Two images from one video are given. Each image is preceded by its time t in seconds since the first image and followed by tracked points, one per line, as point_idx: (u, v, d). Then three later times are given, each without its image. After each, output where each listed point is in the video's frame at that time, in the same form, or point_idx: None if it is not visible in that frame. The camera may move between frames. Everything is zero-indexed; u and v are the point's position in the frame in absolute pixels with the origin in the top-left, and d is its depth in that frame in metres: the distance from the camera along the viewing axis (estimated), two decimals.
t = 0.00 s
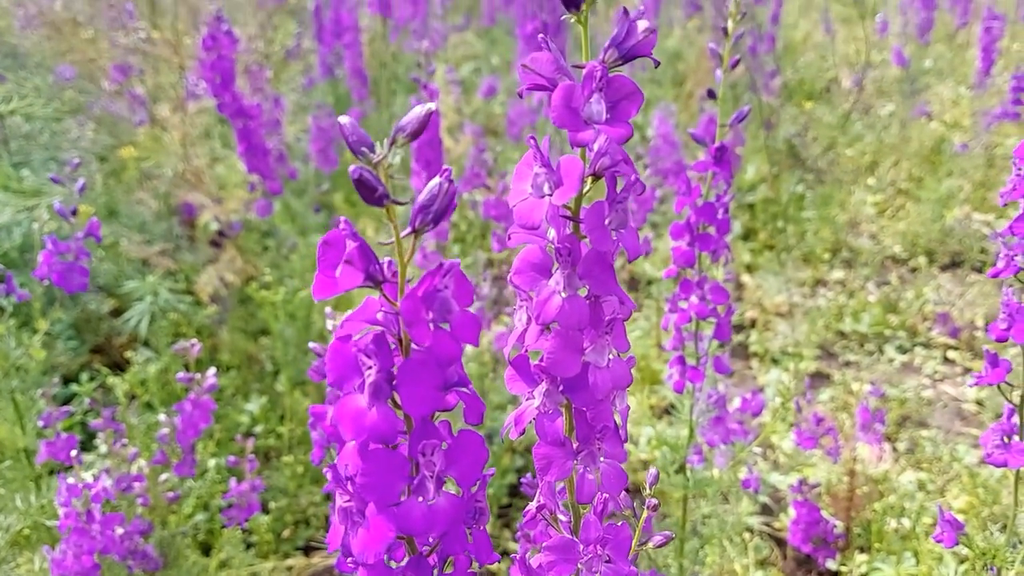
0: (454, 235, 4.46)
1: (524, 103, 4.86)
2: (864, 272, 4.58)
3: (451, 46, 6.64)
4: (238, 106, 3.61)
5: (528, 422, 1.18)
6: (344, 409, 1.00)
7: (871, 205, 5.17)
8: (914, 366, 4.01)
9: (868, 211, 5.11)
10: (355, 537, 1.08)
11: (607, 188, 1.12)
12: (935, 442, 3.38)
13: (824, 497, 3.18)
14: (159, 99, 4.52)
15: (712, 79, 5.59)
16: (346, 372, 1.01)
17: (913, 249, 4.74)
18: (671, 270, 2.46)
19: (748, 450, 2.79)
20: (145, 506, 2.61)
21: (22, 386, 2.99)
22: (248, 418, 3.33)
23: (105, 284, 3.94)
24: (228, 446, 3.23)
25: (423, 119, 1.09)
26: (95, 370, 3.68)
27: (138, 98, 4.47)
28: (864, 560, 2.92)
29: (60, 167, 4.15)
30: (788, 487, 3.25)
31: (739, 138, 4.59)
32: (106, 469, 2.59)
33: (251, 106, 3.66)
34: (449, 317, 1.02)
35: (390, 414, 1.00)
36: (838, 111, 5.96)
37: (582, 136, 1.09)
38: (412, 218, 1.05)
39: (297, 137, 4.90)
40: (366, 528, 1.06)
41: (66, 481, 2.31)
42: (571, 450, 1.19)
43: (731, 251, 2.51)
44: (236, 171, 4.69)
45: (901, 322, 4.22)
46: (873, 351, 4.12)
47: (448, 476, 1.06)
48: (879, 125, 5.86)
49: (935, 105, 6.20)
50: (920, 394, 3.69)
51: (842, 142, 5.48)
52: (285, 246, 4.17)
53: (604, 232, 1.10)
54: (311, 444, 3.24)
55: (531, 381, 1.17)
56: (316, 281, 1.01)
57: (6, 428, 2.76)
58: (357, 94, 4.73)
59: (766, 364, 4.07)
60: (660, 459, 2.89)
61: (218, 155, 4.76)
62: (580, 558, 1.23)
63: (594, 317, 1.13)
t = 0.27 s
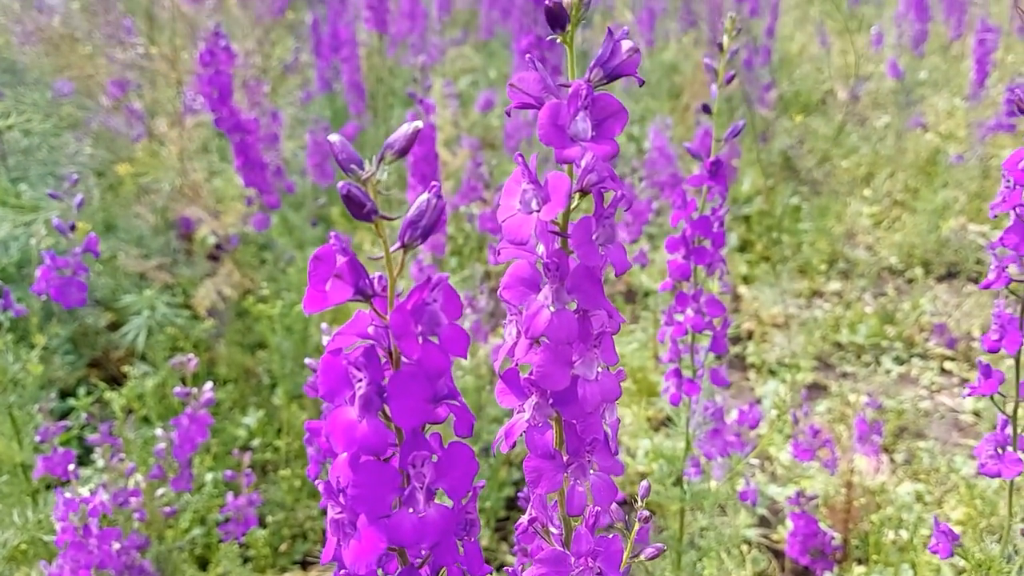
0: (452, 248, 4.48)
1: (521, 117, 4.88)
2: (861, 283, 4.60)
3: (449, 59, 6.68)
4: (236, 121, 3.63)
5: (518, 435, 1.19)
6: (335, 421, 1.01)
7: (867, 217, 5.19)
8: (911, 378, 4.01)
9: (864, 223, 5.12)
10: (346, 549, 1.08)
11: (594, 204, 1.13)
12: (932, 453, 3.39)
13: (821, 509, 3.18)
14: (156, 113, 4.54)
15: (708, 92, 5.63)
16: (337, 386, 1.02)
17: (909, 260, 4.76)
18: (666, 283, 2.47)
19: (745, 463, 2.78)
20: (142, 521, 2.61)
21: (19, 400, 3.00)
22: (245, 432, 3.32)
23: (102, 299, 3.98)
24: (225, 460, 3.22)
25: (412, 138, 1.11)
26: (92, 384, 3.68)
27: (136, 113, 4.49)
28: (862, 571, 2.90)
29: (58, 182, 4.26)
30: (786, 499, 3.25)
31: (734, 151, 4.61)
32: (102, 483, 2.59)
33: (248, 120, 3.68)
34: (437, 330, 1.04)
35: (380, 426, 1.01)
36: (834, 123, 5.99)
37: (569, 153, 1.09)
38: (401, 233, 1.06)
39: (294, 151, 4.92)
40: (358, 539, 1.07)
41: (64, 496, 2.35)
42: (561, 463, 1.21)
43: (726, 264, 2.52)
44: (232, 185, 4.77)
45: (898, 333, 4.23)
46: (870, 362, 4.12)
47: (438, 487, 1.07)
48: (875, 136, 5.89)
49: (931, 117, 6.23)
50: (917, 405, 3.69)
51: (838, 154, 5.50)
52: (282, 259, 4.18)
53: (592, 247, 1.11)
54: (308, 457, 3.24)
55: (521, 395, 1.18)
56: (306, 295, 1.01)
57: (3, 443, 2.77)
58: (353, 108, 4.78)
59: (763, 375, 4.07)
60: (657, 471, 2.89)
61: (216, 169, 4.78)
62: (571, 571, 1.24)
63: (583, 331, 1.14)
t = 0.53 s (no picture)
0: (450, 259, 4.49)
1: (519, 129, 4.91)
2: (859, 294, 4.61)
3: (447, 71, 6.71)
4: (236, 134, 3.66)
5: (518, 449, 1.20)
6: (336, 435, 1.01)
7: (864, 227, 5.21)
8: (909, 388, 4.02)
9: (861, 233, 5.14)
10: (347, 562, 1.09)
11: (595, 220, 1.15)
12: (930, 463, 3.40)
13: (821, 519, 3.16)
14: (156, 126, 4.57)
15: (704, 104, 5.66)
16: (338, 400, 1.03)
17: (906, 270, 4.77)
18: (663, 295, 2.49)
19: (743, 474, 2.78)
20: (140, 534, 2.60)
21: (17, 413, 3.00)
22: (244, 444, 3.32)
23: (101, 310, 3.98)
24: (224, 472, 3.22)
25: (412, 154, 1.11)
26: (91, 397, 3.68)
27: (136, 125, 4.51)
28: None
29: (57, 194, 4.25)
30: (784, 509, 3.24)
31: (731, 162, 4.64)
32: (101, 496, 2.59)
33: (248, 133, 3.70)
34: (439, 344, 1.05)
35: (381, 440, 1.02)
36: (831, 133, 6.02)
37: (570, 169, 1.11)
38: (403, 249, 1.08)
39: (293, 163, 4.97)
40: (359, 553, 1.07)
41: (62, 509, 2.36)
42: (562, 477, 1.21)
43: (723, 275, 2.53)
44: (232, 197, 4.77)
45: (896, 343, 4.23)
46: (868, 372, 4.13)
47: (438, 501, 1.08)
48: (872, 147, 5.92)
49: (927, 127, 6.26)
50: (916, 415, 3.70)
51: (835, 165, 5.53)
52: (281, 271, 4.19)
53: (593, 262, 1.12)
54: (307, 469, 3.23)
55: (522, 409, 1.19)
56: (309, 309, 1.03)
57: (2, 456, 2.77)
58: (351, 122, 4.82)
59: (761, 386, 4.07)
60: (656, 483, 2.89)
61: (215, 181, 4.80)
62: None
63: (583, 345, 1.15)
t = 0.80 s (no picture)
0: (448, 269, 4.50)
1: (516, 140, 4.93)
2: (856, 303, 4.62)
3: (445, 82, 6.74)
4: (233, 146, 3.68)
5: (509, 462, 1.20)
6: (324, 448, 1.03)
7: (861, 236, 5.22)
8: (907, 397, 4.02)
9: (859, 242, 5.15)
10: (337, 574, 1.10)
11: (583, 236, 1.17)
12: (929, 472, 3.39)
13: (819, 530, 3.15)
14: (154, 138, 4.59)
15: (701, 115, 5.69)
16: (327, 414, 1.05)
17: (904, 279, 4.78)
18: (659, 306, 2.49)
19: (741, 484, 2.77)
20: (138, 547, 2.60)
21: (16, 426, 3.00)
22: (243, 456, 3.32)
23: (100, 322, 3.99)
24: (222, 484, 3.21)
25: (395, 172, 1.18)
26: (90, 409, 3.69)
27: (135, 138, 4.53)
28: None
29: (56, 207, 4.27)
30: (783, 520, 3.24)
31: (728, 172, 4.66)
32: (100, 509, 2.60)
33: (246, 145, 3.72)
34: (423, 357, 1.06)
35: (370, 453, 1.04)
36: (828, 143, 6.05)
37: (556, 186, 1.13)
38: (388, 264, 1.12)
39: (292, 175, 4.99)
40: (348, 564, 1.08)
41: (61, 523, 2.36)
42: (552, 489, 1.23)
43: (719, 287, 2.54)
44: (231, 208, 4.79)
45: (893, 352, 4.24)
46: (866, 382, 4.14)
47: (426, 512, 1.09)
48: (869, 156, 5.94)
49: (924, 136, 6.28)
50: (914, 425, 3.70)
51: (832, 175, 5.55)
52: (279, 282, 4.20)
53: (581, 278, 1.13)
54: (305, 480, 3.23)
55: (512, 422, 1.20)
56: (296, 325, 1.04)
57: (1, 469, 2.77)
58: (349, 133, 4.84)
59: (759, 396, 4.07)
60: (654, 493, 2.89)
61: (213, 193, 4.82)
62: None
63: (572, 359, 1.16)
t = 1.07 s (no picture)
0: (447, 280, 4.51)
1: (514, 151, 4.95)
2: (854, 312, 4.63)
3: (444, 94, 6.78)
4: (233, 159, 3.70)
5: (504, 478, 1.22)
6: (320, 466, 1.05)
7: (859, 246, 5.24)
8: (905, 407, 4.03)
9: (856, 252, 5.17)
10: None
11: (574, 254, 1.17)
12: (926, 482, 3.40)
13: (817, 540, 3.15)
14: (153, 151, 4.60)
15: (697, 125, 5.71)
16: (322, 432, 1.07)
17: (901, 289, 4.80)
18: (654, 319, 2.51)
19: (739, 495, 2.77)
20: (136, 560, 2.60)
21: (14, 439, 3.01)
22: (241, 468, 3.33)
23: (98, 335, 4.01)
24: (220, 496, 3.22)
25: (389, 195, 1.21)
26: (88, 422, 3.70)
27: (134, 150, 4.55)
28: None
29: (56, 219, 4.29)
30: (781, 530, 3.24)
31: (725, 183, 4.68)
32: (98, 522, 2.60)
33: (245, 158, 3.74)
34: (418, 376, 1.07)
35: (364, 470, 1.06)
36: (825, 153, 6.07)
37: (549, 207, 1.14)
38: (383, 285, 1.15)
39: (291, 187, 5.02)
40: None
41: (59, 537, 2.32)
42: (546, 506, 1.24)
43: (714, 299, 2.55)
44: (230, 220, 4.81)
45: (891, 362, 4.25)
46: (864, 392, 4.14)
47: (421, 529, 1.10)
48: (866, 166, 5.97)
49: (921, 146, 6.29)
50: (911, 435, 3.70)
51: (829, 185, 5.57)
52: (278, 294, 4.21)
53: (574, 296, 1.14)
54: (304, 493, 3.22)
55: (507, 439, 1.21)
56: (292, 345, 1.05)
57: None
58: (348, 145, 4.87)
59: (757, 406, 4.07)
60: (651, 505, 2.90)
61: (212, 205, 4.83)
62: None
63: (566, 376, 1.17)
